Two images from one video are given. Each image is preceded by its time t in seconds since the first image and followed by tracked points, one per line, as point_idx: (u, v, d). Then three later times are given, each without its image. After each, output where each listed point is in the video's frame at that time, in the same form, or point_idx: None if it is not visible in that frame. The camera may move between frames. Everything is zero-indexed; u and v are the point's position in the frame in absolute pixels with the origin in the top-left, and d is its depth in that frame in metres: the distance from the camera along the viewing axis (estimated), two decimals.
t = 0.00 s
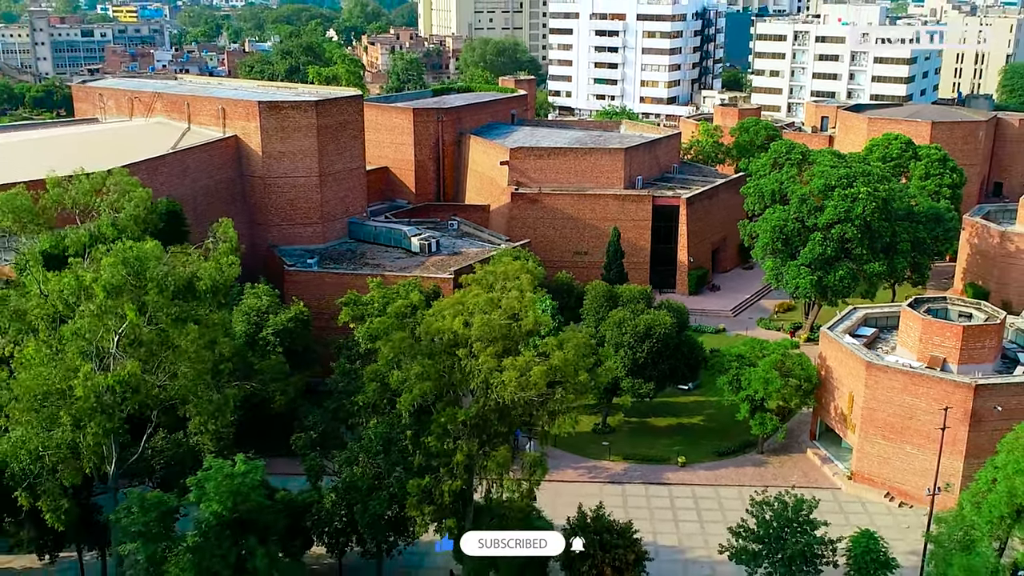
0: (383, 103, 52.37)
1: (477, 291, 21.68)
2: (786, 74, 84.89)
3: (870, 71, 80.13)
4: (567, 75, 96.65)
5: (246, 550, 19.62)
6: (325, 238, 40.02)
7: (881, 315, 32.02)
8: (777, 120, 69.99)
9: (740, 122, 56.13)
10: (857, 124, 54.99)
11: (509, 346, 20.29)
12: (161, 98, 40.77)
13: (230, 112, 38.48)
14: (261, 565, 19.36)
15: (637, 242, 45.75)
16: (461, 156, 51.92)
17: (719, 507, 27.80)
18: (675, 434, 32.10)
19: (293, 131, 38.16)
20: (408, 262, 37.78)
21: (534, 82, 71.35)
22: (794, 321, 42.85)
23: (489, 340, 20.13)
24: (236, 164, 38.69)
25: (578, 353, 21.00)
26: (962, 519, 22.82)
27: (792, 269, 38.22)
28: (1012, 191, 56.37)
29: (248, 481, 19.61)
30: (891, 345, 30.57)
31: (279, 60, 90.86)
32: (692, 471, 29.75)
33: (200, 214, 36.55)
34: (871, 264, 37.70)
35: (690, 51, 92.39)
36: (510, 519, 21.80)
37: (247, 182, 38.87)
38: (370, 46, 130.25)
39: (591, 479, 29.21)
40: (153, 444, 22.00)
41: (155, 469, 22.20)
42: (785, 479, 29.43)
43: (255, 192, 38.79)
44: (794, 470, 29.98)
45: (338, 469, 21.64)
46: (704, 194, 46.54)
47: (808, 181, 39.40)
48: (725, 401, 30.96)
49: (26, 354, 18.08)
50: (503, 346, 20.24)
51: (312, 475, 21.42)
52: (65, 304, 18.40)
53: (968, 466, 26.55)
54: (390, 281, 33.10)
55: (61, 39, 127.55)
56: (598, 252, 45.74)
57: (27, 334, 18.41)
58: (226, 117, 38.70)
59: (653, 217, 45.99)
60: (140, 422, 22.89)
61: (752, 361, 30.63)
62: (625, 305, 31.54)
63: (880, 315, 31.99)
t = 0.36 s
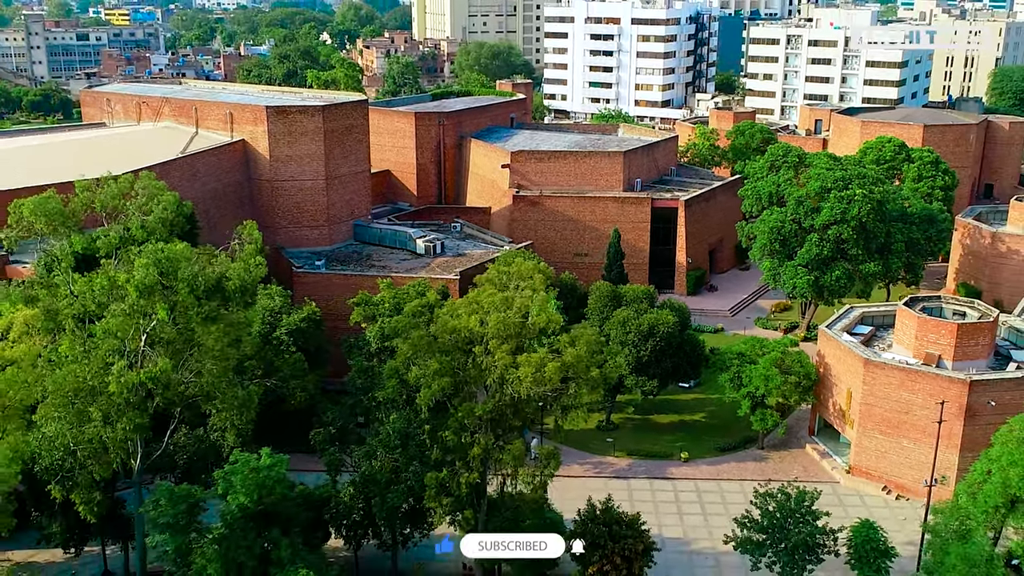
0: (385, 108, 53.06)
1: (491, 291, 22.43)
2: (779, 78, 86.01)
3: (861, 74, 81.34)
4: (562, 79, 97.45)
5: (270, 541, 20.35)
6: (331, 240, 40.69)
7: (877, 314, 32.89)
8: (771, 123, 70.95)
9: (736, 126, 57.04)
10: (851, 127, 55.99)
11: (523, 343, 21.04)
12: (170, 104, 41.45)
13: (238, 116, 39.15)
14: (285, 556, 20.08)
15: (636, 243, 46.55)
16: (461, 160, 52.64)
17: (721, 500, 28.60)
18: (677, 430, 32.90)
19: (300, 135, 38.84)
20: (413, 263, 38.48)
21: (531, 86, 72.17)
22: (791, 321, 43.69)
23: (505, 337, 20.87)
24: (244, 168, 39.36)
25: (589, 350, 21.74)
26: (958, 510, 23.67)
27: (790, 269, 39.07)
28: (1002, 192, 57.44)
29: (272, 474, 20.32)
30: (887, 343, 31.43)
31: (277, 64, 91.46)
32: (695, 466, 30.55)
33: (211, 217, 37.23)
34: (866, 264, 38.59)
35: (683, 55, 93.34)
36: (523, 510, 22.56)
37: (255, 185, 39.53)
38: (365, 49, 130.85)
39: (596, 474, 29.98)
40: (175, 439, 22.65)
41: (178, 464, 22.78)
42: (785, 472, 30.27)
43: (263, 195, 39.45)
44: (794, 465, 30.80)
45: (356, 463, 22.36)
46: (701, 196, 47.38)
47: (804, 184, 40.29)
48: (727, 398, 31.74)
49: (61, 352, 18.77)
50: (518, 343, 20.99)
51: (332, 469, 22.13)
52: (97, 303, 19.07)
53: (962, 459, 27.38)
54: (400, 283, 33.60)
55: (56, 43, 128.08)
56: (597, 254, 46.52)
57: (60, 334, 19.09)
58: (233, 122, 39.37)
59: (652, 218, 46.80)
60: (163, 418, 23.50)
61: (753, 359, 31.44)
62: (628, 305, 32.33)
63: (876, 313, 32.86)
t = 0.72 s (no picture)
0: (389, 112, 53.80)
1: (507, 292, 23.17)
2: (775, 81, 87.05)
3: (856, 78, 82.37)
4: (559, 83, 98.30)
5: (295, 533, 21.05)
6: (340, 243, 41.35)
7: (876, 314, 33.72)
8: (768, 127, 71.87)
9: (734, 130, 57.95)
10: (847, 131, 56.99)
11: (539, 341, 21.80)
12: (180, 109, 42.16)
13: (248, 121, 39.86)
14: (310, 548, 20.78)
15: (638, 245, 47.34)
16: (465, 163, 53.39)
17: (727, 495, 29.37)
18: (681, 427, 33.67)
19: (310, 140, 39.56)
20: (421, 265, 39.19)
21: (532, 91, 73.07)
22: (791, 321, 44.52)
23: (522, 336, 21.63)
24: (255, 172, 40.06)
25: (602, 348, 22.51)
26: (957, 502, 24.48)
27: (790, 271, 39.87)
28: (995, 195, 58.45)
29: (298, 468, 21.04)
30: (886, 342, 32.24)
31: (277, 69, 92.07)
32: (700, 462, 31.34)
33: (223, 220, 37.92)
34: (865, 265, 39.45)
35: (680, 59, 94.30)
36: (537, 504, 23.29)
37: (265, 189, 40.21)
38: (363, 53, 131.54)
39: (604, 470, 30.73)
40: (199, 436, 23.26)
41: (203, 460, 23.43)
42: (788, 468, 31.06)
43: (273, 199, 40.12)
44: (796, 460, 31.60)
45: (376, 458, 23.08)
46: (702, 199, 48.22)
47: (804, 187, 41.15)
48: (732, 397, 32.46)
49: (96, 351, 19.45)
50: (534, 342, 21.75)
51: (352, 464, 22.84)
52: (130, 304, 19.76)
53: (961, 454, 28.14)
54: (411, 284, 34.16)
55: (55, 46, 128.46)
56: (599, 256, 47.30)
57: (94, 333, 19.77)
58: (244, 126, 40.07)
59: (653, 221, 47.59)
60: (188, 415, 24.09)
61: (756, 358, 32.25)
62: (635, 305, 33.12)
63: (875, 313, 33.68)
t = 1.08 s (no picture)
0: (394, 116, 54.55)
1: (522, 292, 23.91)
2: (771, 85, 88.02)
3: (852, 82, 83.06)
4: (558, 86, 99.15)
5: (320, 525, 21.71)
6: (348, 245, 42.03)
7: (876, 314, 34.54)
8: (766, 130, 72.75)
9: (734, 133, 58.80)
10: (844, 134, 57.92)
11: (555, 340, 22.56)
12: (191, 113, 42.87)
13: (259, 126, 40.53)
14: (334, 540, 21.45)
15: (641, 247, 48.11)
16: (469, 167, 54.14)
17: (733, 490, 30.13)
18: (686, 425, 34.43)
19: (319, 144, 40.24)
20: (429, 267, 39.88)
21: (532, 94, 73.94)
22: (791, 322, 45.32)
23: (539, 334, 22.38)
24: (265, 175, 40.73)
25: (615, 346, 23.27)
26: (958, 495, 25.27)
27: (790, 272, 40.64)
28: (990, 197, 59.37)
29: (322, 462, 21.74)
30: (886, 341, 33.05)
31: (277, 73, 92.61)
32: (705, 458, 32.11)
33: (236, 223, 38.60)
34: (864, 266, 40.27)
35: (678, 62, 95.20)
36: (552, 498, 24.00)
37: (275, 192, 40.87)
38: (362, 57, 132.21)
39: (612, 467, 31.47)
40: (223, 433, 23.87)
41: (227, 456, 24.10)
42: (791, 464, 31.84)
43: (283, 202, 40.79)
44: (799, 457, 32.38)
45: (396, 453, 23.79)
46: (703, 201, 49.05)
47: (804, 189, 41.97)
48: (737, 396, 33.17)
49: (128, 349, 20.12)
50: (550, 340, 22.51)
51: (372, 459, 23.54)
52: (161, 303, 20.44)
53: (960, 450, 28.94)
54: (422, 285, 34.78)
55: (53, 50, 128.67)
56: (603, 258, 48.05)
57: (127, 330, 20.26)
58: (254, 131, 40.75)
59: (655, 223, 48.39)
60: (212, 412, 24.73)
61: (760, 356, 33.03)
62: (641, 305, 33.90)
63: (875, 313, 34.49)
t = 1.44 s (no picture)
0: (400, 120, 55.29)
1: (538, 293, 24.74)
2: (769, 88, 89.03)
3: (848, 86, 84.15)
4: (557, 90, 99.96)
5: (345, 517, 22.49)
6: (359, 248, 42.80)
7: (876, 313, 35.43)
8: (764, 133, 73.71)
9: (734, 136, 59.71)
10: (842, 137, 58.87)
11: (571, 338, 23.40)
12: (204, 118, 43.64)
13: (271, 130, 41.29)
14: (360, 531, 22.20)
15: (644, 248, 48.94)
16: (474, 170, 54.92)
17: (739, 484, 30.97)
18: (692, 422, 35.27)
19: (331, 148, 41.02)
20: (439, 269, 40.64)
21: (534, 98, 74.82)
22: (792, 321, 46.16)
23: (556, 333, 23.21)
24: (277, 178, 41.48)
25: (628, 344, 24.11)
26: (958, 488, 26.14)
27: (792, 273, 41.43)
28: (986, 200, 60.33)
29: (348, 456, 22.52)
30: (887, 339, 33.91)
31: (279, 76, 93.31)
32: (711, 454, 32.94)
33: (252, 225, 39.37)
34: (864, 267, 41.18)
35: (676, 66, 96.11)
36: (568, 491, 24.78)
37: (287, 195, 41.62)
38: (361, 60, 132.89)
39: (621, 462, 32.28)
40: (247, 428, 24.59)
41: (252, 451, 24.86)
42: (795, 459, 32.69)
43: (294, 205, 41.54)
44: (803, 452, 33.24)
45: (416, 448, 24.58)
46: (705, 204, 49.91)
47: (806, 192, 42.85)
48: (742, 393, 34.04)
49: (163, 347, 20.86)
50: (567, 338, 23.35)
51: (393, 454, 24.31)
52: (195, 303, 21.19)
53: (960, 445, 29.81)
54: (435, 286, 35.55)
55: (53, 54, 129.08)
56: (606, 260, 48.91)
57: (161, 328, 20.97)
58: (266, 135, 41.50)
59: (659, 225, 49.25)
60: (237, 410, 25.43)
61: (764, 355, 33.89)
62: (649, 305, 34.75)
63: (875, 313, 35.38)
